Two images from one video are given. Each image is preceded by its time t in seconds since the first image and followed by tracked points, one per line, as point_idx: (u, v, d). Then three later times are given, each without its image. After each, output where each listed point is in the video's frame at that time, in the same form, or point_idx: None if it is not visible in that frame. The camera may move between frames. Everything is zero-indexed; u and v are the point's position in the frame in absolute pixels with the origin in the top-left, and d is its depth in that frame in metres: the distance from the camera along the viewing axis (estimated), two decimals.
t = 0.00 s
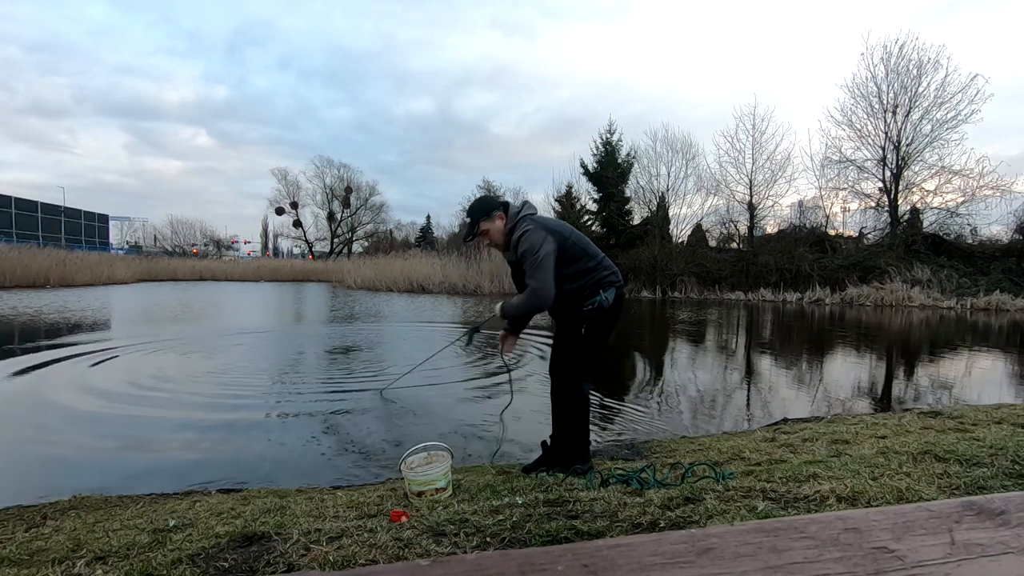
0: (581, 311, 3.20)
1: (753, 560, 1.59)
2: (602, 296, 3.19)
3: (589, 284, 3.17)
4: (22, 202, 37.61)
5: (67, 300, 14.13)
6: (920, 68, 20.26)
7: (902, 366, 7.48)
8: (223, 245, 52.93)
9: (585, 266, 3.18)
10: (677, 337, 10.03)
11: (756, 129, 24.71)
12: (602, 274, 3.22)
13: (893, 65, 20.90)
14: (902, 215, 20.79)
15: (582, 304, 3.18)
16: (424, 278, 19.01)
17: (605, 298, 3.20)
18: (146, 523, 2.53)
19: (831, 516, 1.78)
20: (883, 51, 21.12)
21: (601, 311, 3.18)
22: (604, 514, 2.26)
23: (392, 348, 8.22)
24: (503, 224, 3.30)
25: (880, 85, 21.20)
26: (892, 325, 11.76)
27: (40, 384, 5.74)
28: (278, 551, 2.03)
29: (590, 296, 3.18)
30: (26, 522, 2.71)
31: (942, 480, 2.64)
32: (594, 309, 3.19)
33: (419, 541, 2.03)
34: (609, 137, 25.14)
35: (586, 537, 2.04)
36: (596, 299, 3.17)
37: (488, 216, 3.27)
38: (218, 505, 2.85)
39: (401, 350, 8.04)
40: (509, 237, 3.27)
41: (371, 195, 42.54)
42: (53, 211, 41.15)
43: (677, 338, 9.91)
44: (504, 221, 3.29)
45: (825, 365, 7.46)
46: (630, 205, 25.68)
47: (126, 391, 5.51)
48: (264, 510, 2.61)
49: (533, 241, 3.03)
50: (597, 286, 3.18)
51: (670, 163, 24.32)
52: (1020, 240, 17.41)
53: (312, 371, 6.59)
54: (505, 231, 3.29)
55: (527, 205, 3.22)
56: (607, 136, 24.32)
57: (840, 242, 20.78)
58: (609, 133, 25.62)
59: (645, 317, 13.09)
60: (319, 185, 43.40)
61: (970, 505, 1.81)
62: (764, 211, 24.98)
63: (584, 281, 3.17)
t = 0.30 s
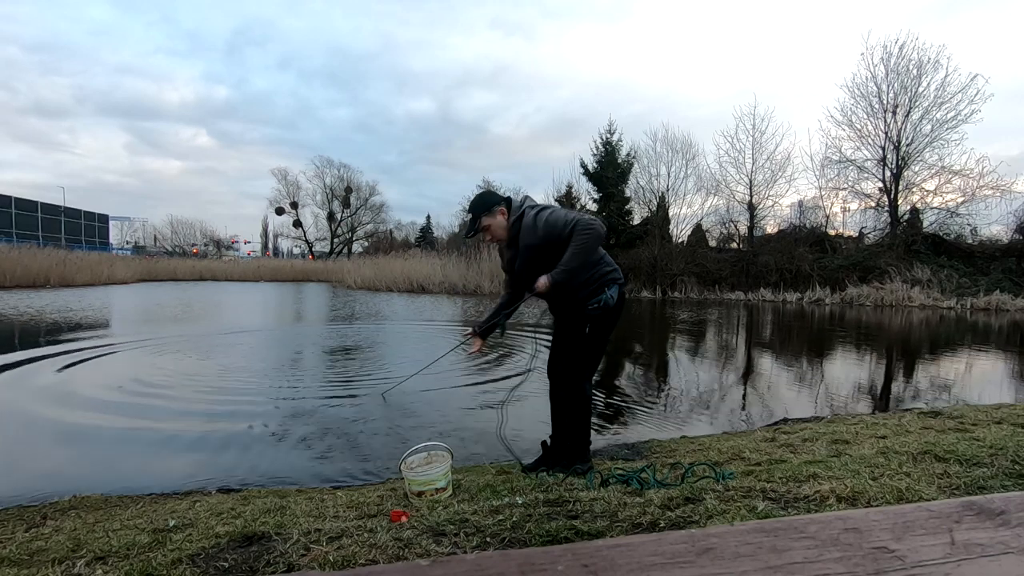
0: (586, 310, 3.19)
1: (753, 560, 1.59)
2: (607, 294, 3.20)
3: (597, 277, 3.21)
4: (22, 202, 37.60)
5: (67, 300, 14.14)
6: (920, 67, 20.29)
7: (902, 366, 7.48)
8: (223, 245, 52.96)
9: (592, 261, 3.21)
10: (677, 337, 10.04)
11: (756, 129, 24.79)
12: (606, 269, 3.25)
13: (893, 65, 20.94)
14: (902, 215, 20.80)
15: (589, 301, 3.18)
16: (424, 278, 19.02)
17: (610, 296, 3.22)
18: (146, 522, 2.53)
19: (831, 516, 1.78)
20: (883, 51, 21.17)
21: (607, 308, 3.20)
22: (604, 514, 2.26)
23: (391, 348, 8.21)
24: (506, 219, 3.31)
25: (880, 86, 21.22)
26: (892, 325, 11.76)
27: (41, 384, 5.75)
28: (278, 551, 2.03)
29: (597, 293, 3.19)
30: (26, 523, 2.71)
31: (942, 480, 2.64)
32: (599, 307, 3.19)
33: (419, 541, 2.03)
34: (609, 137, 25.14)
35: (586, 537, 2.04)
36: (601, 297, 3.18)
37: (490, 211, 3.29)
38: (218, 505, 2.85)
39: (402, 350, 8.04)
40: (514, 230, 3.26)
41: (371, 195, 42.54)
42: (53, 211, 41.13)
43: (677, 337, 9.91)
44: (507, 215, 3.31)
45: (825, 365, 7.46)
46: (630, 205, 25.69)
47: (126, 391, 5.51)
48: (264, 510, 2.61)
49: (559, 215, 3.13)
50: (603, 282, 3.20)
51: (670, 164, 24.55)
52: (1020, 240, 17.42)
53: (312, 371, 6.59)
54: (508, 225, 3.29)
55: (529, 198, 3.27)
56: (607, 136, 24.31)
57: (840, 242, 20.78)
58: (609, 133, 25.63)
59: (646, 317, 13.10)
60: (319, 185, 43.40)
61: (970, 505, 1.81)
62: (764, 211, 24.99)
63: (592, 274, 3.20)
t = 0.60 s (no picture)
0: (591, 309, 3.17)
1: (753, 560, 1.59)
2: (611, 293, 3.18)
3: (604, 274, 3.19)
4: (22, 202, 37.57)
5: (67, 300, 14.14)
6: (920, 68, 20.31)
7: (902, 366, 7.49)
8: (223, 245, 52.99)
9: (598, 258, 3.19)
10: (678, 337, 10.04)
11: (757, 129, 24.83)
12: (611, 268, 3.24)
13: (893, 65, 20.95)
14: (902, 215, 20.81)
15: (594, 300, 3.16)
16: (424, 278, 19.02)
17: (614, 294, 3.20)
18: (146, 522, 2.53)
19: (831, 516, 1.78)
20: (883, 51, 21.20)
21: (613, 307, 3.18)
22: (604, 514, 2.26)
23: (391, 348, 8.22)
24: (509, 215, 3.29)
25: (880, 86, 21.22)
26: (892, 325, 11.76)
27: (41, 384, 5.75)
28: (278, 551, 2.03)
29: (601, 291, 3.17)
30: (25, 523, 2.71)
31: (942, 480, 2.64)
32: (604, 307, 3.18)
33: (419, 541, 2.03)
34: (609, 137, 25.15)
35: (586, 537, 2.04)
36: (604, 296, 3.16)
37: (493, 208, 3.28)
38: (218, 505, 2.84)
39: (402, 350, 8.04)
40: (518, 226, 3.24)
41: (371, 195, 42.55)
42: (53, 211, 41.13)
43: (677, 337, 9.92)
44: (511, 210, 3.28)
45: (825, 365, 7.46)
46: (630, 205, 25.68)
47: (125, 390, 5.51)
48: (264, 510, 2.61)
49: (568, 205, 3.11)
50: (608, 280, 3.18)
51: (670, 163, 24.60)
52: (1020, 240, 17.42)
53: (312, 371, 6.59)
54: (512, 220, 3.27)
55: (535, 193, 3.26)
56: (608, 137, 24.28)
57: (840, 242, 20.78)
58: (609, 133, 25.64)
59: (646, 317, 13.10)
60: (319, 185, 43.44)
61: (971, 505, 1.81)
62: (764, 211, 24.98)
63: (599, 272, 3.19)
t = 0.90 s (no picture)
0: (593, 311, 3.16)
1: (753, 560, 1.59)
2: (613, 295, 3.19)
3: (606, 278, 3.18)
4: (22, 201, 37.57)
5: (67, 300, 14.15)
6: (920, 68, 20.31)
7: (902, 366, 7.49)
8: (223, 245, 52.98)
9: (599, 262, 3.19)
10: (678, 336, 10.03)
11: (756, 130, 24.86)
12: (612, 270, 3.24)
13: (893, 65, 20.95)
14: (902, 215, 20.82)
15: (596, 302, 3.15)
16: (424, 278, 19.02)
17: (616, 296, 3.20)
18: (146, 522, 2.53)
19: (831, 516, 1.78)
20: (882, 51, 21.20)
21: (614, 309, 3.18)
22: (604, 514, 2.26)
23: (391, 348, 8.22)
24: (509, 221, 3.31)
25: (880, 86, 21.22)
26: (892, 325, 11.76)
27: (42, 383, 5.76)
28: (278, 551, 2.03)
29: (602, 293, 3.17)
30: (25, 523, 2.71)
31: (942, 480, 2.64)
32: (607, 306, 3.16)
33: (419, 541, 2.03)
34: (609, 137, 25.15)
35: (586, 537, 2.04)
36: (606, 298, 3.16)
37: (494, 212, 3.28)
38: (218, 506, 2.85)
39: (402, 350, 8.05)
40: (519, 231, 3.26)
41: (371, 195, 42.55)
42: (53, 211, 41.14)
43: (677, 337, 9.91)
44: (511, 216, 3.30)
45: (825, 365, 7.46)
46: (630, 205, 25.68)
47: (126, 390, 5.52)
48: (264, 510, 2.61)
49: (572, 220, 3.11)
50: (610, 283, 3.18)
51: (669, 163, 24.70)
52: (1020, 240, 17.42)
53: (312, 371, 6.60)
54: (512, 226, 3.30)
55: (536, 197, 3.28)
56: (607, 137, 24.27)
57: (840, 242, 20.78)
58: (609, 133, 25.64)
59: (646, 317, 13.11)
60: (319, 185, 43.47)
61: (970, 505, 1.81)
62: (764, 211, 24.98)
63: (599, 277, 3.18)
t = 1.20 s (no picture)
0: (593, 313, 3.18)
1: (753, 559, 1.59)
2: (613, 298, 3.19)
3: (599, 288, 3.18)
4: (22, 202, 37.55)
5: (66, 300, 14.14)
6: (920, 68, 20.32)
7: (902, 366, 7.49)
8: (223, 245, 53.03)
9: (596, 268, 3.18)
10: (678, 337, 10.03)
11: (756, 130, 24.90)
12: (610, 278, 3.22)
13: (893, 65, 20.94)
14: (902, 215, 20.82)
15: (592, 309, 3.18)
16: (424, 278, 19.02)
17: (617, 299, 3.21)
18: (146, 522, 2.53)
19: (831, 516, 1.78)
20: (883, 51, 21.22)
21: (614, 313, 3.18)
22: (604, 514, 2.26)
23: (391, 348, 8.23)
24: (511, 224, 3.32)
25: (880, 86, 21.22)
26: (892, 325, 11.76)
27: (43, 383, 5.76)
28: (278, 551, 2.03)
29: (602, 296, 3.19)
30: (25, 523, 2.71)
31: (942, 480, 2.64)
32: (607, 311, 3.18)
33: (419, 541, 2.03)
34: (609, 137, 25.17)
35: (586, 537, 2.04)
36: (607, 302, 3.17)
37: (494, 219, 3.30)
38: (218, 505, 2.85)
39: (402, 350, 8.06)
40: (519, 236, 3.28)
41: (371, 195, 42.56)
42: (52, 210, 41.14)
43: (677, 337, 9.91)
44: (512, 221, 3.30)
45: (825, 365, 7.46)
46: (630, 205, 25.67)
47: (126, 390, 5.53)
48: (264, 510, 2.61)
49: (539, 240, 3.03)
50: (607, 289, 3.19)
51: (670, 164, 24.80)
52: (1020, 240, 17.42)
53: (312, 371, 6.60)
54: (513, 230, 3.31)
55: (538, 201, 3.23)
56: (607, 137, 24.23)
57: (840, 242, 20.77)
58: (609, 133, 25.65)
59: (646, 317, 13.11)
60: (319, 185, 43.50)
61: (970, 505, 1.81)
62: (764, 211, 24.98)
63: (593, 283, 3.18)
